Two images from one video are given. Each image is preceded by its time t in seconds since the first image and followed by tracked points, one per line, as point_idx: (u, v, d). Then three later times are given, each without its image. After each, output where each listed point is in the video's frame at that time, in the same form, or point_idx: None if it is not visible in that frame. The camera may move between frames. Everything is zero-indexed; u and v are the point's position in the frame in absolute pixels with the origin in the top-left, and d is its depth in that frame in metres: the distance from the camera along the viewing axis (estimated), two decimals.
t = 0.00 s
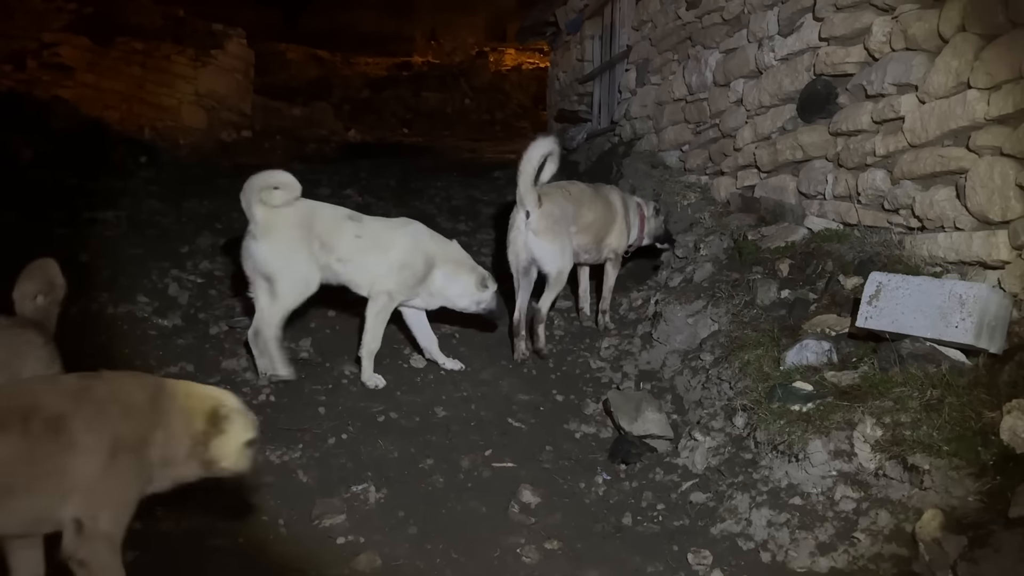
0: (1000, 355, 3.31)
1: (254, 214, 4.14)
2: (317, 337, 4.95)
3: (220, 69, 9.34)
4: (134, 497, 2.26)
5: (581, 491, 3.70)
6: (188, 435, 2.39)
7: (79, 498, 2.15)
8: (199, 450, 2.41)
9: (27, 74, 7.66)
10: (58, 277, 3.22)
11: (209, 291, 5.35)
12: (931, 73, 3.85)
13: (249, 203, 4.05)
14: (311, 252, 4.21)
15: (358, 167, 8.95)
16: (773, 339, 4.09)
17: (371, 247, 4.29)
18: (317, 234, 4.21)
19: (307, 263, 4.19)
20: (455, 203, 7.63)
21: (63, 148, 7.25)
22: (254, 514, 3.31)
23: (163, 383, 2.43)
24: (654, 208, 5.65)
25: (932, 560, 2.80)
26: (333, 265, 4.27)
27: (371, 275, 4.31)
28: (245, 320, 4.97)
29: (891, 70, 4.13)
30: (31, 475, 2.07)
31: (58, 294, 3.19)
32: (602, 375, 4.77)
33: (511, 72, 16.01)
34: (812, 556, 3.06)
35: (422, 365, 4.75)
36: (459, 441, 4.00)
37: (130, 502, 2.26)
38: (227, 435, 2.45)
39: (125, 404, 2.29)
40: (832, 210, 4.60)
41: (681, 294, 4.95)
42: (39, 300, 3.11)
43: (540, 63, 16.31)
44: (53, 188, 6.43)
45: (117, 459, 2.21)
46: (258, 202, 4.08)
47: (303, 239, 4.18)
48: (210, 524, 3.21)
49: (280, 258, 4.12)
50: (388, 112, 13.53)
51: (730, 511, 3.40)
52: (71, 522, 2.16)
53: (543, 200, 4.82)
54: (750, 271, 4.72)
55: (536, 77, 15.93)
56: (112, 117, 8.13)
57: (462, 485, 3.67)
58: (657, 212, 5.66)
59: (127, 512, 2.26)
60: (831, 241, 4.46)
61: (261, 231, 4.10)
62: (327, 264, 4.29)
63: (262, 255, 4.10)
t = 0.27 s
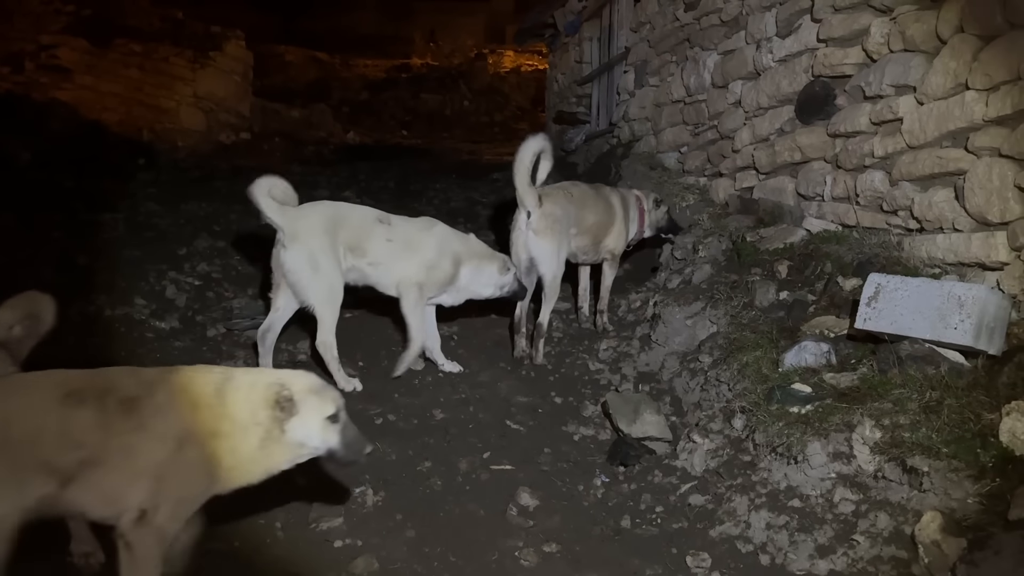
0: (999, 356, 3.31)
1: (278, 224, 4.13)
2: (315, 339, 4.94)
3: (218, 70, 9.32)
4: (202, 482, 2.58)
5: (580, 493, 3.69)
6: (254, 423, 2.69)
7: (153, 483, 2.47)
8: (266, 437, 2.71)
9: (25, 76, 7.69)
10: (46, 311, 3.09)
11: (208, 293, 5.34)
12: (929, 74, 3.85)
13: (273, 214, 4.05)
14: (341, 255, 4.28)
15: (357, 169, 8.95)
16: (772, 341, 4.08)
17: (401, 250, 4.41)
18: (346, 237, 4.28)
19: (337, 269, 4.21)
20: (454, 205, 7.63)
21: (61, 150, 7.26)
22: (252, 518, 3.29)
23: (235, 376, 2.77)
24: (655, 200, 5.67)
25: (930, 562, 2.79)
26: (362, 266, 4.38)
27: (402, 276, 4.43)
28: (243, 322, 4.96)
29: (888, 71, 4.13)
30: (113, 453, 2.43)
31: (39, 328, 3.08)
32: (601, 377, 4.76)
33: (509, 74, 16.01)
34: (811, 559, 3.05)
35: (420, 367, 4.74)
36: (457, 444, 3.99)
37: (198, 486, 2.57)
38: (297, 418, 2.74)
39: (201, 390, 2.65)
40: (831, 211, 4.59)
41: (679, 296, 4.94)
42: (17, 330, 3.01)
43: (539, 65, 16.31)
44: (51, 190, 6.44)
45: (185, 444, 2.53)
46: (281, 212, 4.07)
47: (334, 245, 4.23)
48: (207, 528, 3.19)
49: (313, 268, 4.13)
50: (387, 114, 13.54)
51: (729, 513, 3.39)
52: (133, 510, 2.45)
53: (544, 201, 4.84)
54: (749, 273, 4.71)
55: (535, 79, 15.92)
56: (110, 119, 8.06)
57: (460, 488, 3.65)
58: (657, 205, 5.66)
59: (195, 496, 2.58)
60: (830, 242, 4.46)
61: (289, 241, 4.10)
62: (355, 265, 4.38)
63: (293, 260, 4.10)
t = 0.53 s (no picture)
0: (1001, 357, 3.30)
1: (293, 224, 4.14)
2: (316, 340, 4.94)
3: (218, 72, 9.33)
4: (269, 472, 2.45)
5: (581, 495, 3.68)
6: (321, 411, 2.59)
7: (222, 473, 2.33)
8: (331, 425, 2.61)
9: (26, 78, 7.69)
10: None
11: (208, 294, 5.33)
12: (930, 74, 3.85)
13: (289, 215, 4.06)
14: (354, 254, 4.33)
15: (357, 170, 8.95)
16: (773, 342, 4.07)
17: (415, 250, 4.47)
18: (360, 237, 4.34)
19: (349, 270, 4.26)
20: (454, 206, 7.62)
21: (61, 151, 7.25)
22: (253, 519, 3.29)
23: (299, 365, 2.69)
24: (655, 197, 5.69)
25: (933, 564, 2.77)
26: (375, 265, 4.43)
27: (414, 275, 4.49)
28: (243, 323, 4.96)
29: (889, 72, 4.13)
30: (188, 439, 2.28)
31: None
32: (602, 378, 4.75)
33: (510, 75, 16.00)
34: (813, 560, 3.04)
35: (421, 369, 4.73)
36: (458, 445, 3.98)
37: (268, 476, 2.45)
38: (361, 401, 2.66)
39: (269, 378, 2.57)
40: (832, 212, 4.58)
41: (680, 297, 4.94)
42: None
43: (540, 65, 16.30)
44: (51, 191, 6.44)
45: (255, 431, 2.41)
46: (298, 212, 4.08)
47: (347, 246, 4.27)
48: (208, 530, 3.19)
49: (327, 269, 4.16)
50: (388, 115, 13.55)
51: (731, 515, 3.38)
52: (199, 498, 2.29)
53: (543, 203, 4.85)
54: (750, 274, 4.71)
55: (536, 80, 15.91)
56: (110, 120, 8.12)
57: (461, 489, 3.65)
58: (657, 201, 5.68)
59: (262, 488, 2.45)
60: (831, 243, 4.45)
61: (304, 242, 4.12)
62: (367, 264, 4.42)
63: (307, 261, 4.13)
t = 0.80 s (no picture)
0: (1003, 357, 3.29)
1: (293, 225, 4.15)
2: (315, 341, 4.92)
3: (218, 72, 9.31)
4: (330, 451, 2.70)
5: (582, 496, 3.66)
6: (374, 386, 2.88)
7: (290, 456, 2.57)
8: (384, 399, 2.90)
9: (24, 78, 7.67)
10: None
11: (207, 295, 5.32)
12: (931, 74, 3.84)
13: (288, 215, 4.09)
14: (358, 254, 4.29)
15: (356, 171, 8.93)
16: (774, 343, 4.06)
17: (419, 250, 4.45)
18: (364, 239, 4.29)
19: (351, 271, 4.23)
20: (453, 206, 7.62)
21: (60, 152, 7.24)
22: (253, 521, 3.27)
23: (346, 348, 2.94)
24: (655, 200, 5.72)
25: (936, 565, 2.76)
26: (379, 264, 4.38)
27: (418, 275, 4.47)
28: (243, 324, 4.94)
29: (890, 71, 4.11)
30: (262, 425, 2.52)
31: None
32: (602, 378, 4.74)
33: (509, 75, 16.00)
34: (815, 562, 3.02)
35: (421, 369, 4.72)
36: (458, 447, 3.96)
37: (332, 451, 2.71)
38: (411, 375, 2.96)
39: (324, 365, 2.81)
40: (832, 212, 4.57)
41: (681, 298, 4.92)
42: None
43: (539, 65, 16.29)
44: (50, 192, 6.43)
45: (318, 412, 2.67)
46: (296, 213, 4.10)
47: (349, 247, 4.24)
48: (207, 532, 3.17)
49: (327, 269, 4.14)
50: (387, 115, 13.55)
51: (732, 516, 3.36)
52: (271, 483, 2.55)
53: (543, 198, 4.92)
54: (751, 274, 4.70)
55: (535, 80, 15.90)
56: (108, 121, 8.13)
57: (461, 491, 3.63)
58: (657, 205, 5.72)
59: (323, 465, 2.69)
60: (832, 243, 4.44)
61: (304, 242, 4.11)
62: (372, 264, 4.38)
63: (307, 262, 4.12)
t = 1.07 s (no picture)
0: (1002, 357, 3.28)
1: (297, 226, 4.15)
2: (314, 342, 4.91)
3: (216, 72, 9.31)
4: (366, 439, 2.87)
5: (581, 497, 3.66)
6: (404, 374, 3.09)
7: (331, 446, 2.75)
8: (415, 383, 3.12)
9: (23, 79, 7.67)
10: None
11: (205, 296, 5.31)
12: (930, 73, 3.83)
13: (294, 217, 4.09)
14: (359, 257, 4.30)
15: (354, 171, 8.92)
16: (773, 343, 4.05)
17: (422, 254, 4.47)
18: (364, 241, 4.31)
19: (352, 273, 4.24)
20: (452, 206, 7.61)
21: (58, 153, 7.24)
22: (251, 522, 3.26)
23: (373, 340, 3.12)
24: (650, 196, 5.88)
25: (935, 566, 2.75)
26: (380, 268, 4.40)
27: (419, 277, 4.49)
28: (240, 325, 4.93)
29: (889, 70, 4.10)
30: (304, 418, 2.68)
31: None
32: (600, 379, 4.73)
33: (508, 75, 15.99)
34: (814, 562, 3.02)
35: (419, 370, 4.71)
36: (456, 448, 3.96)
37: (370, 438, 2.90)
38: (439, 357, 3.23)
39: (353, 357, 2.99)
40: (831, 211, 4.56)
41: (679, 297, 4.92)
42: None
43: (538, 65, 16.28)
44: (48, 193, 6.42)
45: (353, 404, 2.83)
46: (302, 214, 4.10)
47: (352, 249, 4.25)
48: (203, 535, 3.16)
49: (329, 271, 4.15)
50: (386, 115, 13.55)
51: (730, 516, 3.36)
52: (320, 471, 2.74)
53: (560, 198, 5.03)
54: (749, 274, 4.69)
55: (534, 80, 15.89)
56: (107, 121, 8.12)
57: (459, 492, 3.63)
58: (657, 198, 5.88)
59: (364, 454, 2.87)
60: (831, 242, 4.43)
61: (306, 244, 4.12)
62: (371, 267, 4.39)
63: (309, 264, 4.14)
